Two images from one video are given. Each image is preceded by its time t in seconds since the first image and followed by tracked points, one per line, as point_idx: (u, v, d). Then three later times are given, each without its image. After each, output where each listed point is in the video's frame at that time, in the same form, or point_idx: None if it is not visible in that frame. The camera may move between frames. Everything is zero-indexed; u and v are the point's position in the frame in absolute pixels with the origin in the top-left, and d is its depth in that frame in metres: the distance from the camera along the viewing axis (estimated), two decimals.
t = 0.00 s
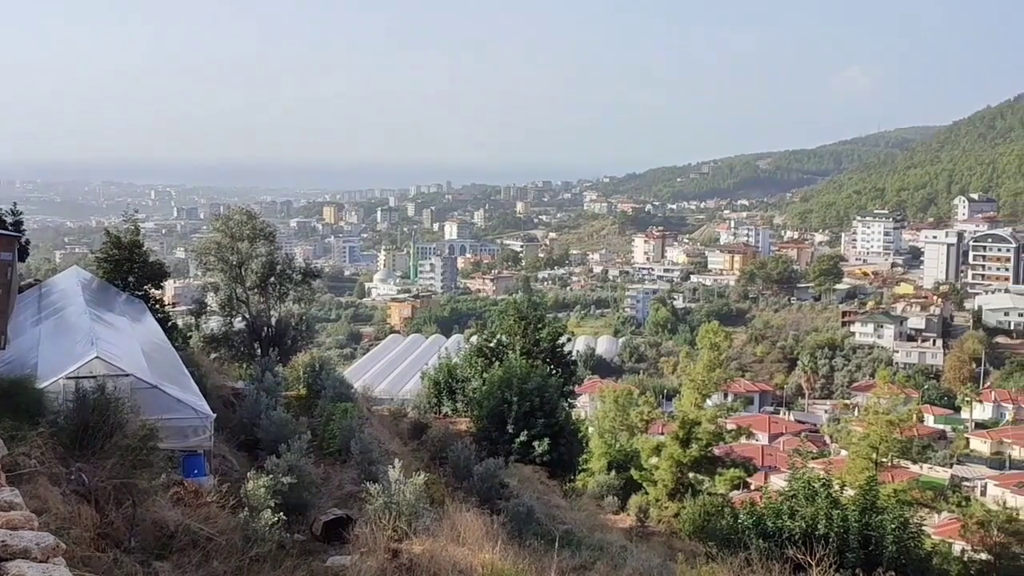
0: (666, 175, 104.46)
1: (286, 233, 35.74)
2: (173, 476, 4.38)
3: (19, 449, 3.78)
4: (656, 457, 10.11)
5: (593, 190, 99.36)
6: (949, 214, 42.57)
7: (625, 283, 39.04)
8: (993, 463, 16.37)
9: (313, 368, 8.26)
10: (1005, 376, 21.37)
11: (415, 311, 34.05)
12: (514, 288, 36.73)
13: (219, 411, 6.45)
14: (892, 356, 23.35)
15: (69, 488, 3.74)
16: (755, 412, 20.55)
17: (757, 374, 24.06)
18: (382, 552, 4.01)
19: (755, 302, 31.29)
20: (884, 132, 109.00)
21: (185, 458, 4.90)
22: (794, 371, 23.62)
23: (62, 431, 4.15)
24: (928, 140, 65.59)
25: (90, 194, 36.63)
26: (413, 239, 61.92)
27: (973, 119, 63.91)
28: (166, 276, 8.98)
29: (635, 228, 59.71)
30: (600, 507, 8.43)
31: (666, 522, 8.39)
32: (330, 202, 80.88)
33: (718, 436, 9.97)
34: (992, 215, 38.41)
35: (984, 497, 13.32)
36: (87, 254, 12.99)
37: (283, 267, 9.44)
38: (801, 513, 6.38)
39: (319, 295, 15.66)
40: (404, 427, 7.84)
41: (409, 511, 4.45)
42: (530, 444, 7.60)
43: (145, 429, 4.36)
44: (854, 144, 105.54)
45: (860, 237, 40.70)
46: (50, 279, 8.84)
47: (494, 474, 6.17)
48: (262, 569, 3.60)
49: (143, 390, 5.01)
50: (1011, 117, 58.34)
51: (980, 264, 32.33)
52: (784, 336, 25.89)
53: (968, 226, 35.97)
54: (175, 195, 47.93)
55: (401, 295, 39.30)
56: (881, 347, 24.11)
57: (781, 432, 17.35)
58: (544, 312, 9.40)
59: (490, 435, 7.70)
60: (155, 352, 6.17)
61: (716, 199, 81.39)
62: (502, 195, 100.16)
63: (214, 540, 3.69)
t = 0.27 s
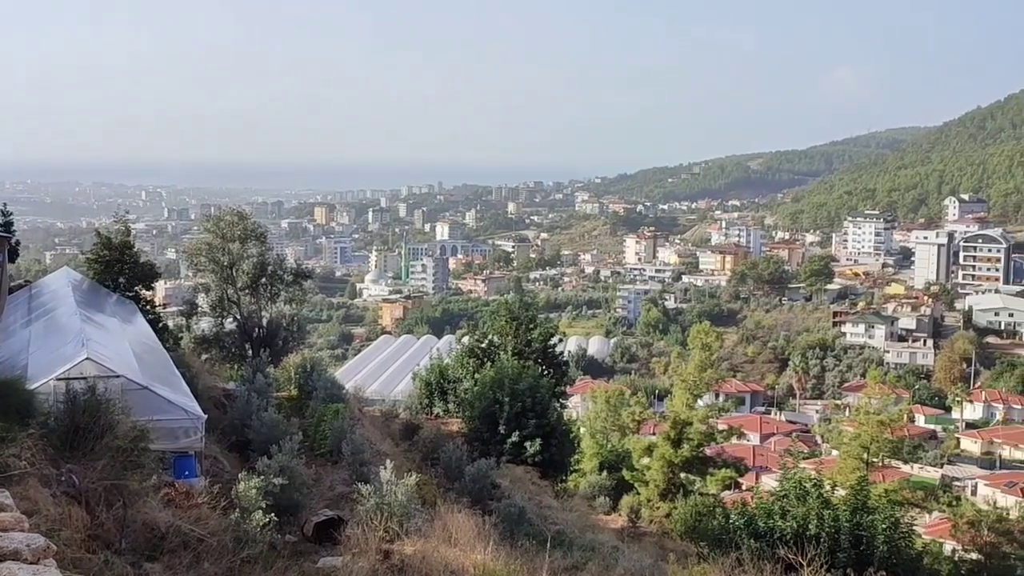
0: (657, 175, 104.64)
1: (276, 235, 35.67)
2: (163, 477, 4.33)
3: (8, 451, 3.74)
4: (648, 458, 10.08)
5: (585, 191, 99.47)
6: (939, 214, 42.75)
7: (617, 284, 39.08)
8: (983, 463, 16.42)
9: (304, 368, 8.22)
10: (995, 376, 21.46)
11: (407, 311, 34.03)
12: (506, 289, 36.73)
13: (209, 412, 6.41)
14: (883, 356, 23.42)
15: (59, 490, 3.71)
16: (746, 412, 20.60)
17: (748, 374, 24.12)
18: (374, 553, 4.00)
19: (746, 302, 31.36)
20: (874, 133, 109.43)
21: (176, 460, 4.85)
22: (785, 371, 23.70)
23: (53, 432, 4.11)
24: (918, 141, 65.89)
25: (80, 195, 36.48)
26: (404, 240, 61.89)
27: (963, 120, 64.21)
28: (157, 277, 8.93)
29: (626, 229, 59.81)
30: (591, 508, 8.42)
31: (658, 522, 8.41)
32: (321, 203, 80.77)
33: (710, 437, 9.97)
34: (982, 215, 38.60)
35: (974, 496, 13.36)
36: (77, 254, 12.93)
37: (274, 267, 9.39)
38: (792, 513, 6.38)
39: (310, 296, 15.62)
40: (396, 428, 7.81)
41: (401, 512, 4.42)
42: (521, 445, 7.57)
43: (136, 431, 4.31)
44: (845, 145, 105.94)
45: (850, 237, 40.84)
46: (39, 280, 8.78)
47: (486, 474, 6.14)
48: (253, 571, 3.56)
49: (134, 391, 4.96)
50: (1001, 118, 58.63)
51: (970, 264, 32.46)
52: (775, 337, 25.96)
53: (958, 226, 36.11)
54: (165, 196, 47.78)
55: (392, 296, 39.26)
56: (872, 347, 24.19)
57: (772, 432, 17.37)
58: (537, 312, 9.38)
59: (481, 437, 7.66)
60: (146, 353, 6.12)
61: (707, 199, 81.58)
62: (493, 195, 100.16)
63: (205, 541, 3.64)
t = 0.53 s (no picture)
0: (646, 176, 104.80)
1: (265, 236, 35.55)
2: (152, 478, 4.28)
3: None
4: (637, 458, 10.06)
5: (574, 192, 99.61)
6: (927, 214, 42.95)
7: (606, 284, 39.12)
8: (971, 462, 16.50)
9: (294, 369, 8.16)
10: (983, 375, 21.56)
11: (396, 312, 33.96)
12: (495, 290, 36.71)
13: (198, 414, 6.35)
14: (871, 356, 23.50)
15: (47, 491, 3.66)
16: (735, 412, 20.65)
17: (737, 374, 24.16)
18: (364, 553, 3.97)
19: (735, 302, 31.43)
20: (863, 133, 109.91)
21: (164, 461, 4.81)
22: (774, 372, 23.77)
23: (41, 434, 4.05)
24: (906, 142, 66.24)
25: (67, 195, 36.26)
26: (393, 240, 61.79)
27: (951, 121, 64.57)
28: (146, 278, 8.86)
29: (616, 229, 59.90)
30: (581, 508, 8.39)
31: (647, 522, 8.40)
32: (310, 203, 80.56)
33: (699, 437, 9.98)
34: (969, 216, 38.80)
35: (963, 496, 13.42)
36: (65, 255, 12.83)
37: (263, 268, 9.33)
38: (782, 513, 6.36)
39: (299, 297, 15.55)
40: (385, 429, 7.77)
41: (390, 513, 4.39)
42: (511, 445, 7.53)
43: (125, 432, 4.26)
44: (834, 145, 106.38)
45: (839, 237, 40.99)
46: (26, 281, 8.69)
47: (476, 475, 6.11)
48: (243, 572, 3.53)
49: (123, 392, 4.91)
50: (988, 119, 58.97)
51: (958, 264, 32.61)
52: (764, 337, 26.02)
53: (946, 227, 36.28)
54: (153, 197, 47.56)
55: (382, 297, 39.18)
56: (860, 347, 24.28)
57: (761, 432, 17.40)
58: (526, 313, 9.36)
59: (471, 437, 7.63)
60: (134, 354, 6.07)
61: (696, 199, 81.76)
62: (483, 196, 100.09)
63: (194, 543, 3.60)
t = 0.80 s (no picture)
0: (634, 177, 104.94)
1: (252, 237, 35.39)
2: (138, 480, 4.23)
3: None
4: (625, 458, 10.05)
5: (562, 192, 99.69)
6: (914, 215, 43.20)
7: (594, 284, 39.15)
8: (958, 462, 16.59)
9: (281, 371, 8.09)
10: (970, 375, 21.69)
11: (384, 313, 33.88)
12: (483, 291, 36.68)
13: (185, 416, 6.30)
14: (858, 356, 23.60)
15: (33, 494, 3.60)
16: (723, 413, 20.71)
17: (725, 375, 24.22)
18: (352, 555, 3.94)
19: (723, 303, 31.51)
20: (850, 134, 110.47)
21: (152, 463, 4.75)
22: (761, 372, 23.86)
23: (26, 436, 3.96)
24: (892, 143, 66.58)
25: (52, 196, 35.99)
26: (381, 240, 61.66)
27: (937, 122, 64.96)
28: (133, 279, 8.80)
29: (604, 230, 59.97)
30: (569, 509, 8.37)
31: (636, 523, 8.38)
32: (297, 204, 80.31)
33: (686, 437, 9.98)
34: (956, 216, 39.03)
35: (950, 496, 13.49)
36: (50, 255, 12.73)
37: (250, 269, 9.27)
38: (769, 513, 6.36)
39: (287, 298, 15.49)
40: (373, 430, 7.73)
41: (379, 513, 4.35)
42: (499, 446, 7.51)
43: (111, 432, 4.20)
44: (821, 146, 106.87)
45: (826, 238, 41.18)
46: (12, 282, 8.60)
47: (463, 475, 6.07)
48: (230, 573, 3.51)
49: (109, 394, 4.86)
50: (974, 120, 59.34)
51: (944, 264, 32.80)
52: (752, 337, 26.09)
53: (932, 227, 36.50)
54: (140, 198, 47.29)
55: (370, 298, 39.09)
56: (847, 347, 24.37)
57: (749, 432, 17.46)
58: (513, 313, 9.36)
59: (459, 438, 7.61)
60: (121, 356, 6.01)
61: (684, 200, 81.97)
62: (471, 196, 99.97)
63: (181, 545, 3.59)
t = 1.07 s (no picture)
0: (622, 177, 105.02)
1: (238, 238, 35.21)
2: (125, 481, 4.18)
3: None
4: (613, 458, 10.04)
5: (550, 192, 99.73)
6: (900, 214, 43.41)
7: (582, 285, 39.16)
8: (944, 460, 16.68)
9: (268, 371, 8.03)
10: (956, 374, 21.82)
11: (372, 314, 33.78)
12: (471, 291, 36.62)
13: (172, 416, 6.23)
14: (845, 355, 23.68)
15: (18, 496, 3.54)
16: (711, 412, 20.75)
17: (713, 374, 24.27)
18: (339, 556, 3.92)
19: (710, 302, 31.58)
20: (836, 134, 110.97)
21: (138, 465, 4.71)
22: (748, 371, 23.92)
23: (12, 437, 3.89)
24: (878, 143, 66.88)
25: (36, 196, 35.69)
26: (369, 241, 61.49)
27: (923, 122, 65.32)
28: (119, 280, 8.72)
29: (591, 230, 60.01)
30: (557, 509, 8.34)
31: (624, 522, 8.37)
32: (284, 204, 80.00)
33: (674, 437, 9.99)
34: (941, 216, 39.24)
35: (936, 494, 13.55)
36: (35, 256, 12.61)
37: (237, 270, 9.19)
38: (757, 512, 6.36)
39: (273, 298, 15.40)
40: (361, 431, 7.68)
41: (366, 514, 4.31)
42: (487, 446, 7.49)
43: (97, 434, 4.14)
44: (807, 146, 107.28)
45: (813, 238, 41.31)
46: None
47: (452, 476, 6.04)
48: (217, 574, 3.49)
49: (95, 395, 4.80)
50: (960, 120, 59.67)
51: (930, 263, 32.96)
52: (739, 337, 26.15)
53: (917, 227, 36.68)
54: (125, 198, 46.95)
55: (357, 298, 38.96)
56: (834, 347, 24.46)
57: (736, 432, 17.49)
58: (501, 314, 9.31)
59: (447, 439, 7.58)
60: (108, 357, 5.95)
61: (671, 200, 82.12)
62: (458, 196, 99.83)
63: (168, 546, 3.55)
